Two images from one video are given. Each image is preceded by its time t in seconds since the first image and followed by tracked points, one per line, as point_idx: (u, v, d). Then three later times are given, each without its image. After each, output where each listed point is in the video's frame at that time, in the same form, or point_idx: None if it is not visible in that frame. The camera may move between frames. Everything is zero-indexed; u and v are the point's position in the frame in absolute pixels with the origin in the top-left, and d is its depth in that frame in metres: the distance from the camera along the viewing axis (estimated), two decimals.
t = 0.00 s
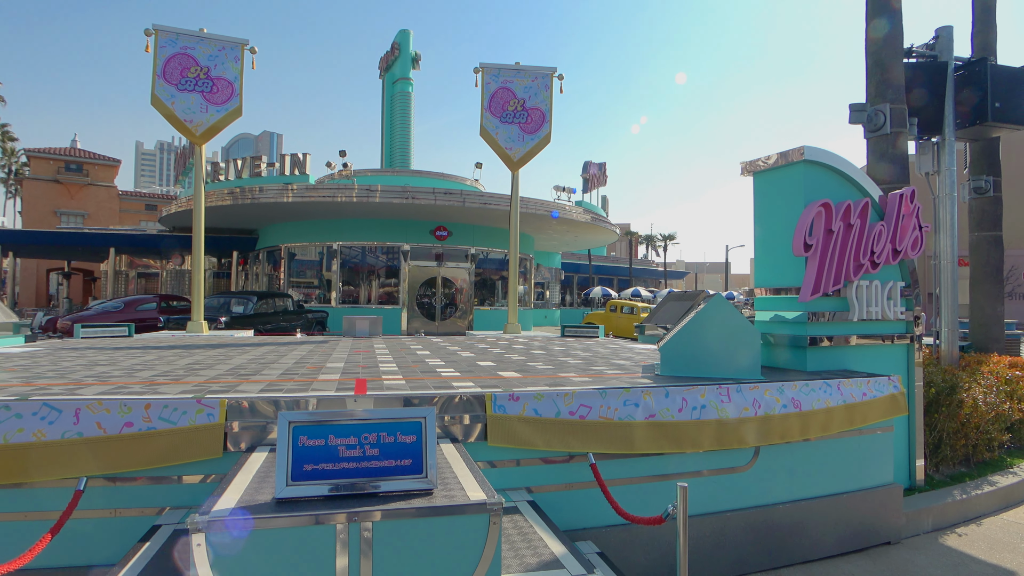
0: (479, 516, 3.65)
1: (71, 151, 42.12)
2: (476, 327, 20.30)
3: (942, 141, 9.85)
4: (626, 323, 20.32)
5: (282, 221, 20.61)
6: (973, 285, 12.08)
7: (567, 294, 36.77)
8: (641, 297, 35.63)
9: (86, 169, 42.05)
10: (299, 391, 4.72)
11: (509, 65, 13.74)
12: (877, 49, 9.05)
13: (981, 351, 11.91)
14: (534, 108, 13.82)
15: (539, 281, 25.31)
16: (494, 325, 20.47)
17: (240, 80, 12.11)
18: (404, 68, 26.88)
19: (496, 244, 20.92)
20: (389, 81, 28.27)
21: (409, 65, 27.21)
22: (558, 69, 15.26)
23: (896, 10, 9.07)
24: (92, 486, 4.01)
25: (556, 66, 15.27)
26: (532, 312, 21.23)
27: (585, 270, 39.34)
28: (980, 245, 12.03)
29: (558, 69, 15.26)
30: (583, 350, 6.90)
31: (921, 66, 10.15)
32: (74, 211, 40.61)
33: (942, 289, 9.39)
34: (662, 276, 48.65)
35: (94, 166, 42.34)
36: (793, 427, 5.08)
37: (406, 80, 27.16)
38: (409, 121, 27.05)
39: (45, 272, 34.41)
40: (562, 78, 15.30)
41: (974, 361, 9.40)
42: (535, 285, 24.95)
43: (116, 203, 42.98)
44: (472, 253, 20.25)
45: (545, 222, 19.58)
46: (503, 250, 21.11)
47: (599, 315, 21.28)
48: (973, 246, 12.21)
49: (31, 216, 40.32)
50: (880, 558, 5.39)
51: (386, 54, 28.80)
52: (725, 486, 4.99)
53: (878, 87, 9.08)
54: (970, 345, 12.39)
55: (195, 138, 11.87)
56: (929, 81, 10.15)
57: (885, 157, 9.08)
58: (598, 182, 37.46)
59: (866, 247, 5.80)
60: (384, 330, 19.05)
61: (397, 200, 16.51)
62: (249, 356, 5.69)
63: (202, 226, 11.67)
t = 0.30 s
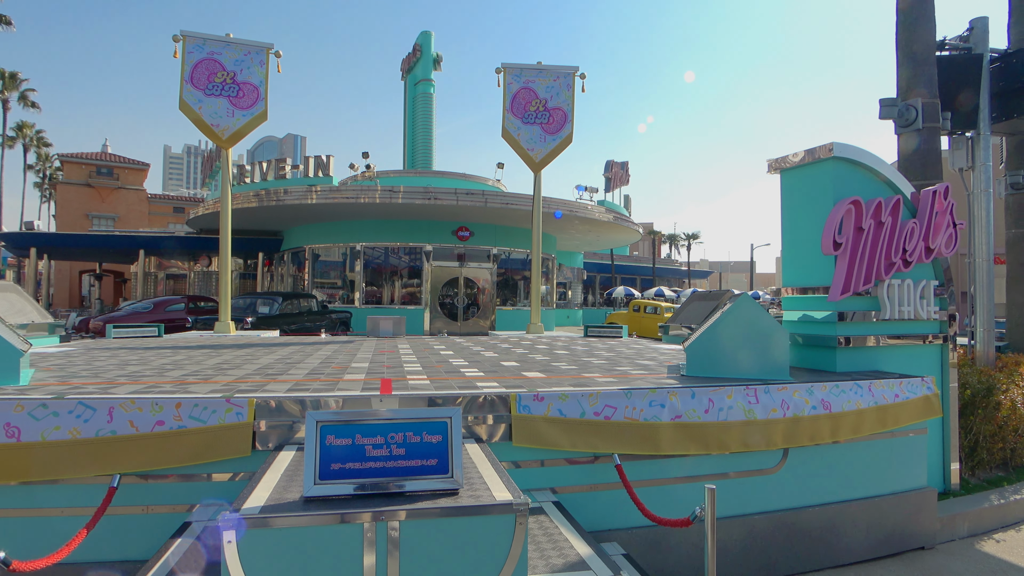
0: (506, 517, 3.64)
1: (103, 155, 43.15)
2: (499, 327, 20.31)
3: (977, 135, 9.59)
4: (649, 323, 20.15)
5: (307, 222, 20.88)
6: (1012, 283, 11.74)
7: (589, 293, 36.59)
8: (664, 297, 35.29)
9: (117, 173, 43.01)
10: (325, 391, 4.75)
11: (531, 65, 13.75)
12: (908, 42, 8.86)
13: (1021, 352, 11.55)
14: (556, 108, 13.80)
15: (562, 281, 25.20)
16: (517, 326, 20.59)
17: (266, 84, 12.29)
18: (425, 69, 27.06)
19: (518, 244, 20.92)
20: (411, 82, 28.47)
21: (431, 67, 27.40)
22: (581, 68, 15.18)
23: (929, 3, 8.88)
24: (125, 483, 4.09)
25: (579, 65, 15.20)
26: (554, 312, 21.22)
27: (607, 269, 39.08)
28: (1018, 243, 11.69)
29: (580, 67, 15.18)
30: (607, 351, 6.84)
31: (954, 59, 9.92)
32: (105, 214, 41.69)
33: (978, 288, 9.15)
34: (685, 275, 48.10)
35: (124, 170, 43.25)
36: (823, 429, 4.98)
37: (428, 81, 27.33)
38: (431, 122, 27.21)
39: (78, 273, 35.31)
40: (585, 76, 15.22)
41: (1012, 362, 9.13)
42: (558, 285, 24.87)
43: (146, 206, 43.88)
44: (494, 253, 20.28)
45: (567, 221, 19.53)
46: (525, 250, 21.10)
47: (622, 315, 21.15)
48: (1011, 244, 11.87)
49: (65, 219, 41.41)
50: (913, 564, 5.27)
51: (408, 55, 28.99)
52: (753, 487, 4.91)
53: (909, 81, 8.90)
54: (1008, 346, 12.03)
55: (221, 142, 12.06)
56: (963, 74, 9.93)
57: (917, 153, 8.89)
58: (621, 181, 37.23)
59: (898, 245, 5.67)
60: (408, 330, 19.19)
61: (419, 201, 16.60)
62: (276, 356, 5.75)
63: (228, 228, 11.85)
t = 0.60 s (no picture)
0: (532, 517, 3.63)
1: (133, 159, 44.20)
2: (521, 327, 20.31)
3: (1016, 130, 9.31)
4: (674, 323, 19.97)
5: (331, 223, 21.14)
6: None
7: (612, 293, 36.42)
8: (687, 297, 34.93)
9: (147, 176, 44.01)
10: (351, 390, 4.79)
11: (553, 64, 13.74)
12: (943, 34, 8.63)
13: None
14: (579, 108, 13.76)
15: (584, 280, 25.06)
16: (540, 326, 20.55)
17: (291, 88, 12.46)
18: (448, 70, 27.21)
19: (541, 244, 20.92)
20: (434, 83, 28.65)
21: (454, 68, 27.57)
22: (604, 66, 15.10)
23: None
24: (158, 480, 4.17)
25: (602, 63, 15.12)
26: (577, 312, 21.21)
27: (631, 269, 38.82)
28: None
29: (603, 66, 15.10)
30: (631, 351, 6.79)
31: (991, 52, 9.64)
32: (136, 217, 42.76)
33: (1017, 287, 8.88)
34: (710, 275, 47.50)
35: (155, 174, 44.25)
36: (854, 431, 4.88)
37: (451, 82, 27.49)
38: (453, 123, 27.36)
39: (111, 274, 36.26)
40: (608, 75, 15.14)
41: None
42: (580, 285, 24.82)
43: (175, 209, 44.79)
44: (517, 253, 20.32)
45: (590, 221, 19.45)
46: (548, 250, 21.09)
47: (646, 315, 21.00)
48: None
49: (98, 222, 42.55)
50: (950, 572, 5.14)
51: (430, 57, 29.16)
52: (782, 491, 4.83)
53: (944, 75, 8.68)
54: None
55: (248, 145, 12.26)
56: (1001, 67, 9.67)
57: (952, 148, 8.67)
58: (644, 180, 36.99)
59: (932, 243, 5.53)
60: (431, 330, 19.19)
61: (442, 201, 16.67)
62: (303, 355, 5.81)
63: (256, 230, 12.03)
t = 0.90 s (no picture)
0: (557, 517, 3.60)
1: (162, 162, 45.14)
2: (543, 327, 20.31)
3: None
4: (698, 323, 19.81)
5: (354, 224, 21.38)
6: None
7: (635, 294, 36.49)
8: (711, 297, 34.51)
9: (175, 179, 44.90)
10: (375, 389, 4.82)
11: (575, 63, 13.73)
12: (977, 27, 8.42)
13: None
14: (601, 107, 13.71)
15: (606, 280, 24.93)
16: (562, 325, 20.57)
17: (315, 90, 12.61)
18: (469, 70, 27.34)
19: (563, 244, 20.89)
20: (455, 84, 28.80)
21: (475, 68, 27.71)
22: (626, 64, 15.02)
23: None
24: (189, 476, 4.25)
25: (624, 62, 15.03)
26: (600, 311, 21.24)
27: (654, 268, 38.50)
28: None
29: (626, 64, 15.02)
30: (654, 352, 6.72)
31: None
32: (164, 219, 43.65)
33: None
34: (735, 273, 46.84)
35: (182, 176, 45.12)
36: (885, 433, 4.76)
37: (472, 82, 27.59)
38: (475, 124, 27.47)
39: (140, 275, 37.12)
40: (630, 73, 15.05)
41: None
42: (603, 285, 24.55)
43: (202, 211, 45.63)
44: (538, 253, 20.37)
45: (613, 220, 19.38)
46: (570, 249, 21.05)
47: (670, 315, 20.86)
48: None
49: (128, 224, 43.54)
50: None
51: (452, 58, 29.30)
52: (811, 494, 4.73)
53: (979, 68, 8.47)
54: None
55: (272, 148, 12.43)
56: None
57: (988, 143, 8.44)
58: (668, 179, 36.72)
59: (967, 241, 5.39)
60: (454, 330, 19.49)
61: (463, 201, 16.74)
62: (328, 355, 5.86)
63: (281, 231, 12.19)
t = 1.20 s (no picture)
0: (591, 517, 3.57)
1: (197, 166, 46.34)
2: (572, 327, 20.19)
3: None
4: (730, 323, 19.46)
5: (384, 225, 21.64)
6: None
7: (666, 293, 36.04)
8: (743, 296, 33.88)
9: (210, 182, 46.04)
10: (408, 388, 4.85)
11: (604, 61, 13.67)
12: None
13: None
14: (631, 104, 13.61)
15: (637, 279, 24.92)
16: (590, 325, 20.43)
17: (346, 93, 12.79)
18: (498, 71, 27.47)
19: (593, 243, 20.75)
20: (483, 85, 28.95)
21: (503, 68, 27.81)
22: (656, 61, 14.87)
23: None
24: (227, 472, 4.34)
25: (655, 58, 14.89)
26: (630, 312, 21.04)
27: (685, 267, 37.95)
28: None
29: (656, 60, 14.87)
30: (686, 352, 6.63)
31: None
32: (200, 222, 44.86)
33: None
34: (769, 272, 45.83)
35: (218, 180, 46.23)
36: (928, 437, 4.61)
37: (500, 82, 27.65)
38: (503, 124, 27.55)
39: (178, 276, 38.20)
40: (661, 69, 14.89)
41: None
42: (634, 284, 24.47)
43: (236, 213, 46.70)
44: (568, 253, 20.25)
45: (642, 219, 19.22)
46: (599, 249, 20.91)
47: (701, 315, 20.58)
48: None
49: (166, 227, 44.87)
50: None
51: (480, 59, 29.44)
52: (850, 498, 4.61)
53: None
54: None
55: (305, 151, 12.66)
56: None
57: None
58: (699, 176, 36.23)
59: (1017, 238, 5.11)
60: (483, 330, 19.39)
61: (492, 202, 16.80)
62: (361, 354, 5.92)
63: (313, 232, 12.39)
